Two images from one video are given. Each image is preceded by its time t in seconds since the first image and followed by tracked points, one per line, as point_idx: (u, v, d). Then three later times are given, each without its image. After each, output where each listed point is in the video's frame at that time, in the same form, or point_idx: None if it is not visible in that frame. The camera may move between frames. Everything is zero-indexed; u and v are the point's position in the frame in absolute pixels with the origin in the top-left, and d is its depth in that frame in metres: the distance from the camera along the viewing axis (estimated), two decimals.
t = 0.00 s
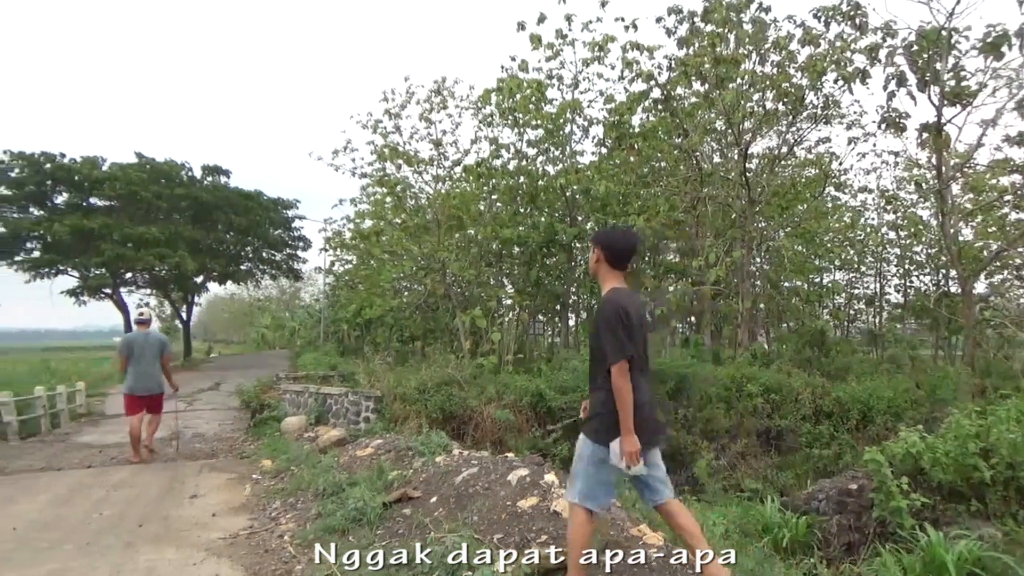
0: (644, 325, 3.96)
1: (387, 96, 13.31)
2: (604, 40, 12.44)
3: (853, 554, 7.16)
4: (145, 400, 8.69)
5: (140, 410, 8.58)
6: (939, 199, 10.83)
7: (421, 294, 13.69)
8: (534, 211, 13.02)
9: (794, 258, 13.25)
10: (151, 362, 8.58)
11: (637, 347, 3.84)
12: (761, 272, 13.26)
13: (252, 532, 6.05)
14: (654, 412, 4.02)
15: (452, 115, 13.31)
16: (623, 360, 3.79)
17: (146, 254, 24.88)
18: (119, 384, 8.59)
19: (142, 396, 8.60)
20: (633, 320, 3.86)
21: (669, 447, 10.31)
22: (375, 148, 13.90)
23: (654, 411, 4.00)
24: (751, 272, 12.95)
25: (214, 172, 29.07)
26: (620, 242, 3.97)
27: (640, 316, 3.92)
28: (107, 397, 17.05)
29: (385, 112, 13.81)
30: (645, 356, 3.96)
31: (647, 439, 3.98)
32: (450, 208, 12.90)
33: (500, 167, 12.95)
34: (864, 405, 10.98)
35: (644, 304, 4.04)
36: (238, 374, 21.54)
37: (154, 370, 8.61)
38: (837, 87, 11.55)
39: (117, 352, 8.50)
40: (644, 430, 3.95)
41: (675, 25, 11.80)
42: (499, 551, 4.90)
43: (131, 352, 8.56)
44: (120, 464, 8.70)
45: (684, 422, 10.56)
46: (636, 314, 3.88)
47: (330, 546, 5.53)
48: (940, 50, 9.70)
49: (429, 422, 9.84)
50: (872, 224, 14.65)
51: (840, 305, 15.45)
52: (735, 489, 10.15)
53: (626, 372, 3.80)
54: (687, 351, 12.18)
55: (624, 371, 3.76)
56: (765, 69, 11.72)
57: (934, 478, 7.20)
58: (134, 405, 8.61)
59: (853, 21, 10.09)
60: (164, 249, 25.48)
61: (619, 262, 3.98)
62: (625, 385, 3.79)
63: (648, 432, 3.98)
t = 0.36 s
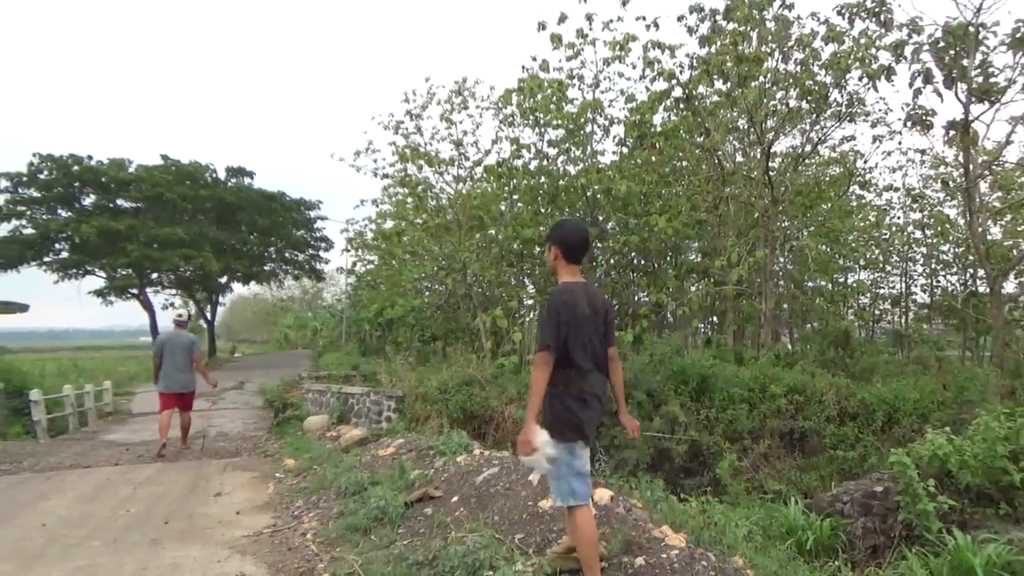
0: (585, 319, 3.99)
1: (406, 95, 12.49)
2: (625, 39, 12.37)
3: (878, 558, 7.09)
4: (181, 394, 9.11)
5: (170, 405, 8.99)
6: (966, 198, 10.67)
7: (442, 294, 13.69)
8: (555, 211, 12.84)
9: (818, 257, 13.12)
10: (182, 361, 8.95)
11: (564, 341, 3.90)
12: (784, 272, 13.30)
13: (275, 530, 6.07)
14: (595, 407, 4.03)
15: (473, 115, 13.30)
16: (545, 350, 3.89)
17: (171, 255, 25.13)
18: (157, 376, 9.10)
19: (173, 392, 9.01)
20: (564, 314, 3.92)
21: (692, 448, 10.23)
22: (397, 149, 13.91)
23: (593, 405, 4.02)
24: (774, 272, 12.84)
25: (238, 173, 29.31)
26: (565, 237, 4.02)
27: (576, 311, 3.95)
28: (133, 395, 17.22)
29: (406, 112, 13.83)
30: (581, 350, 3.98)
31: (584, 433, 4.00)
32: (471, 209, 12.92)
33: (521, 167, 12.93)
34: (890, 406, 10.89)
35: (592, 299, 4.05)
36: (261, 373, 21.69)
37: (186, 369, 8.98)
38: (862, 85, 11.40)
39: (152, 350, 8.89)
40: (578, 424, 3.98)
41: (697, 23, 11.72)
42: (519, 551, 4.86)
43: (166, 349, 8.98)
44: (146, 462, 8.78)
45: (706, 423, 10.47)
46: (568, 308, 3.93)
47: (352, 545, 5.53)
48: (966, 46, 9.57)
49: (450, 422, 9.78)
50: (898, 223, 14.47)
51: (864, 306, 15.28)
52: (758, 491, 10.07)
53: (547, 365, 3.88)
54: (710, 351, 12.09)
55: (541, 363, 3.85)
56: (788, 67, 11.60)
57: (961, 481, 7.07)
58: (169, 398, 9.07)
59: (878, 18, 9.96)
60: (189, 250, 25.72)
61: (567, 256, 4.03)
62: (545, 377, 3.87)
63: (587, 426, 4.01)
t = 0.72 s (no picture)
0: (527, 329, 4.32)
1: (416, 94, 13.78)
2: (634, 39, 12.35)
3: (889, 560, 7.11)
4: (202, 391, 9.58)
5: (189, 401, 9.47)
6: (978, 197, 10.60)
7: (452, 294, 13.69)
8: (564, 211, 12.97)
9: (829, 257, 13.06)
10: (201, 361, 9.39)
11: (501, 348, 4.28)
12: (794, 272, 13.23)
13: (286, 529, 6.09)
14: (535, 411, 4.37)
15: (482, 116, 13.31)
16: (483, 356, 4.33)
17: (182, 255, 25.25)
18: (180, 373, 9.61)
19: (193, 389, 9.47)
20: (507, 323, 4.32)
21: (701, 448, 10.21)
22: (406, 150, 13.93)
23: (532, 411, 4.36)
24: (784, 273, 12.80)
25: (249, 174, 29.42)
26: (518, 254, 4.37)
27: (518, 321, 4.33)
28: (145, 395, 17.30)
29: (415, 113, 13.84)
30: (523, 357, 4.33)
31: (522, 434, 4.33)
32: (480, 209, 12.99)
33: (530, 167, 12.92)
34: (901, 407, 10.80)
35: (540, 313, 4.39)
36: (272, 373, 21.75)
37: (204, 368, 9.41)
38: (872, 84, 11.35)
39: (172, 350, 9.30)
40: (514, 424, 4.33)
41: (707, 23, 11.69)
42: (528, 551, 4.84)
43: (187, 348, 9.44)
44: (157, 462, 8.81)
45: (716, 424, 10.45)
46: (509, 318, 4.32)
47: (361, 545, 5.53)
48: (978, 45, 9.52)
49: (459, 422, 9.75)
50: (909, 223, 14.39)
51: (875, 306, 15.21)
52: (767, 492, 10.06)
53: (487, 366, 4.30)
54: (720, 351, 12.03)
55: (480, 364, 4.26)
56: (799, 66, 11.56)
57: (973, 483, 7.02)
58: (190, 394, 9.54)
59: (889, 17, 9.91)
60: (199, 250, 25.84)
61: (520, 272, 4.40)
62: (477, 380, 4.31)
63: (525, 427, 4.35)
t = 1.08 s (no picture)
0: (494, 324, 4.48)
1: (421, 94, 12.31)
2: (639, 39, 12.33)
3: (896, 560, 7.06)
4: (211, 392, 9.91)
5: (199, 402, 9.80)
6: (986, 197, 10.55)
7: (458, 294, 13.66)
8: (569, 211, 13.00)
9: (836, 257, 13.00)
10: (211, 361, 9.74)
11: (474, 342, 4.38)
12: (800, 272, 13.19)
13: (292, 529, 6.09)
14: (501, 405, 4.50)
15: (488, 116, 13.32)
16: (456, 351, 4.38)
17: (189, 255, 25.32)
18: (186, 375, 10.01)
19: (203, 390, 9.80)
20: (475, 318, 4.43)
21: (707, 448, 10.20)
22: (412, 150, 13.93)
23: (499, 405, 4.47)
24: (790, 273, 12.77)
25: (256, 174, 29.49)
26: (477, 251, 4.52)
27: (485, 316, 4.46)
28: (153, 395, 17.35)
29: (421, 113, 13.84)
30: (491, 352, 4.46)
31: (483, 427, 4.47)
32: (487, 209, 12.46)
33: (536, 167, 12.89)
34: (908, 408, 10.75)
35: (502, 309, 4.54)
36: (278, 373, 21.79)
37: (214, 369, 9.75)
38: (879, 82, 11.30)
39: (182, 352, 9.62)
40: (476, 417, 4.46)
41: (713, 22, 11.66)
42: (533, 552, 4.85)
43: (195, 350, 9.86)
44: (163, 461, 8.83)
45: (722, 423, 10.45)
46: (478, 312, 4.44)
47: (366, 544, 5.53)
48: (986, 43, 9.46)
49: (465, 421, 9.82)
50: (916, 223, 14.33)
51: (882, 306, 15.16)
52: (774, 492, 10.04)
53: (458, 361, 4.37)
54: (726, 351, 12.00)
55: (453, 359, 4.33)
56: (805, 65, 11.53)
57: (981, 484, 6.97)
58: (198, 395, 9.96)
59: (897, 16, 9.87)
60: (206, 250, 25.90)
61: (478, 268, 4.54)
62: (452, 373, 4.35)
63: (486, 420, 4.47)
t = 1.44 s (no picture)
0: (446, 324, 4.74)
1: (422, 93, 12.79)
2: (638, 39, 12.34)
3: (894, 559, 7.08)
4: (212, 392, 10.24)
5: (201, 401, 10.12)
6: (983, 196, 10.56)
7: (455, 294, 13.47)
8: (567, 210, 13.07)
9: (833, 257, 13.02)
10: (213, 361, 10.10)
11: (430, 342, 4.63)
12: (798, 272, 13.19)
13: (289, 529, 6.08)
14: (453, 401, 4.75)
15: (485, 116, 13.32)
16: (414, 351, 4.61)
17: (187, 255, 25.30)
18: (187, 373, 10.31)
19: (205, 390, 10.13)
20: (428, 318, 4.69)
21: (705, 447, 10.21)
22: (410, 149, 13.93)
23: (453, 401, 4.74)
24: (788, 272, 12.78)
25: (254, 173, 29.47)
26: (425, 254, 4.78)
27: (438, 316, 4.71)
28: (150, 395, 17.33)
29: (419, 113, 13.84)
30: (445, 351, 4.72)
31: (437, 423, 4.72)
32: (484, 209, 12.41)
33: (534, 167, 12.89)
34: (906, 407, 10.76)
35: (454, 309, 4.82)
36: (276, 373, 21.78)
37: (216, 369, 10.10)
38: (877, 82, 11.32)
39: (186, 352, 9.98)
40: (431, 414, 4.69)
41: (711, 22, 11.67)
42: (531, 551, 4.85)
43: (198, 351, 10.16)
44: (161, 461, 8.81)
45: (719, 423, 10.46)
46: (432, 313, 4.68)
47: (364, 544, 5.53)
48: (984, 44, 9.47)
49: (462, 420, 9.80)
50: (914, 222, 14.34)
51: (880, 306, 15.20)
52: (772, 491, 10.05)
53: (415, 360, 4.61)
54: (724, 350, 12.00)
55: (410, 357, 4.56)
56: (803, 65, 11.54)
57: (977, 483, 6.98)
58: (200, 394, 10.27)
59: (894, 16, 9.89)
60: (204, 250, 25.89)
61: (425, 269, 4.79)
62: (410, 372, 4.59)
63: (441, 416, 4.72)
